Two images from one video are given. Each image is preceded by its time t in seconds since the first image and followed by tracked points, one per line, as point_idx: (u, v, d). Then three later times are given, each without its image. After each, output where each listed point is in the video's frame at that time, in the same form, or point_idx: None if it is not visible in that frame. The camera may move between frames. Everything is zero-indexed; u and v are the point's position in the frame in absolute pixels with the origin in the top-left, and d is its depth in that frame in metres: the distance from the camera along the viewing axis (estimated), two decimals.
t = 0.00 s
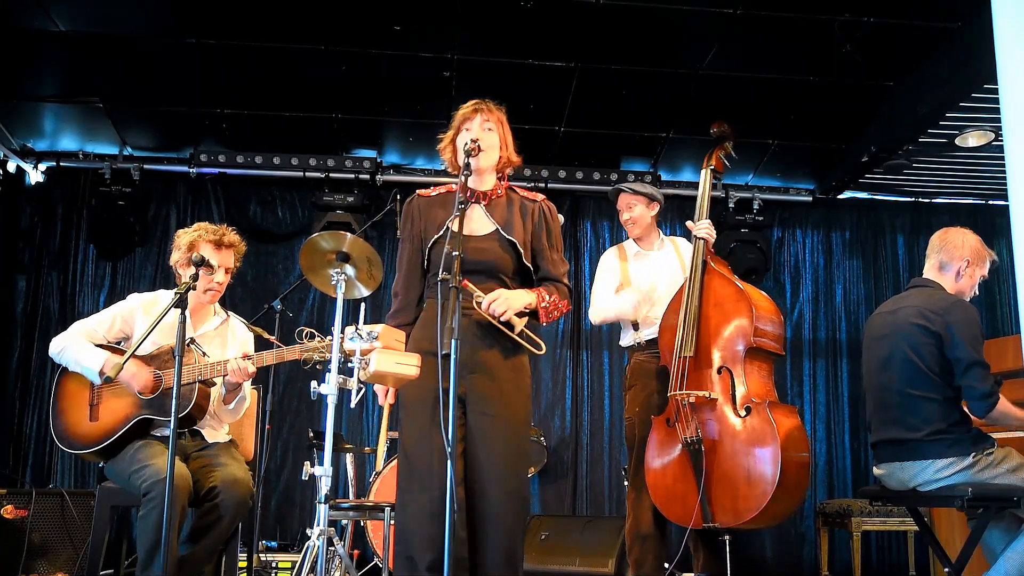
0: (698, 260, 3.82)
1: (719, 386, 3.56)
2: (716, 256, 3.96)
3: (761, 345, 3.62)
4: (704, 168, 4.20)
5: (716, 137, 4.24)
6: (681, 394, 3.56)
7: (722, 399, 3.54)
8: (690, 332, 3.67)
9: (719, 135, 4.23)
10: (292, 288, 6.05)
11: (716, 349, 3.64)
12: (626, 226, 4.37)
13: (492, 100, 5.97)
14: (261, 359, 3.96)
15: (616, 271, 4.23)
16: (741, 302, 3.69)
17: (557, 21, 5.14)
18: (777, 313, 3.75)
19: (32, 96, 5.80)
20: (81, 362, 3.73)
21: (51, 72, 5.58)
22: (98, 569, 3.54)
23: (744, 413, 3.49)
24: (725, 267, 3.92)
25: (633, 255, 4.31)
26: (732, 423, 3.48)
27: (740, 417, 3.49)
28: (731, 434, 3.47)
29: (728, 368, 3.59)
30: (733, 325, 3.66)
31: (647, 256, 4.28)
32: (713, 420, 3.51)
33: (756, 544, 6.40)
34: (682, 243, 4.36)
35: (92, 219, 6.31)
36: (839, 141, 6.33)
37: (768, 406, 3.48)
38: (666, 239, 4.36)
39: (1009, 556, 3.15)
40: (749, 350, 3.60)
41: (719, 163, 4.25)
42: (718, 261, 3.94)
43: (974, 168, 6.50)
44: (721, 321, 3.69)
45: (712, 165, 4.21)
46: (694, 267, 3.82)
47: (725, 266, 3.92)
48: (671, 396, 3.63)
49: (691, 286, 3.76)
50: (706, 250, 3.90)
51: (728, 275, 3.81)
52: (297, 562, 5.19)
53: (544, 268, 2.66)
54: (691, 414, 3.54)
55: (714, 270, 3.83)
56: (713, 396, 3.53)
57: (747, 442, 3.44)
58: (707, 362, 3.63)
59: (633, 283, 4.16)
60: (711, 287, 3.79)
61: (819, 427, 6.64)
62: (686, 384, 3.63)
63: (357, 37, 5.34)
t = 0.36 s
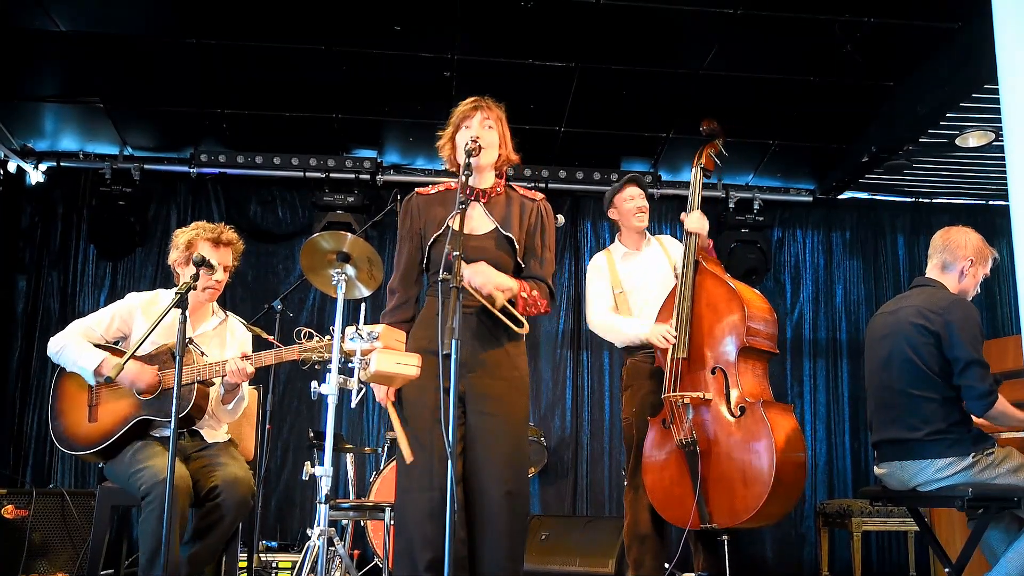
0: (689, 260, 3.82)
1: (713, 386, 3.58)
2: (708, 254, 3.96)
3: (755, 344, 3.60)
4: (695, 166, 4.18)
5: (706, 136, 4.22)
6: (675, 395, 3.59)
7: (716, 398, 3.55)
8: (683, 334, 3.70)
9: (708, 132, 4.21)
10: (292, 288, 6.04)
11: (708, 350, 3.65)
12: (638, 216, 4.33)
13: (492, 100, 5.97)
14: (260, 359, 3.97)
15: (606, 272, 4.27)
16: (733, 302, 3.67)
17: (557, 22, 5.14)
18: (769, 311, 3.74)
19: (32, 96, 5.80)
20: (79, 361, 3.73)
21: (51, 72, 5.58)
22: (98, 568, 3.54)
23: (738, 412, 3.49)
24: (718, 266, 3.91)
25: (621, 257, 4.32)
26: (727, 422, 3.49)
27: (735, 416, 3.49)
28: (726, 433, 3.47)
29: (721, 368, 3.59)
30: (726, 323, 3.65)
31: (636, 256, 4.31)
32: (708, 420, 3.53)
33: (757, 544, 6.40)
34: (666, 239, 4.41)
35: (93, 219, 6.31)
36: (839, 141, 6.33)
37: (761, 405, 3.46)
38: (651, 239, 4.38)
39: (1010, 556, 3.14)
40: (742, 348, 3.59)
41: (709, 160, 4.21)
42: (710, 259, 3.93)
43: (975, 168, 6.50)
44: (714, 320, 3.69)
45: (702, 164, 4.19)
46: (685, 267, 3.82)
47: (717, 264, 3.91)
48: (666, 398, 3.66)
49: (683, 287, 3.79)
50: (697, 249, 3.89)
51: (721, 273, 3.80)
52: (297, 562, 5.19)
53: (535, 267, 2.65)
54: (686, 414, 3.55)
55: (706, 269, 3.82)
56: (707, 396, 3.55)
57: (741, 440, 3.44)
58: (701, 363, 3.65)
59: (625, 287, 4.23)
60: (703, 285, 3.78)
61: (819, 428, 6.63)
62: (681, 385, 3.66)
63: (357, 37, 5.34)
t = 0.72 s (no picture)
0: (689, 260, 3.82)
1: (713, 386, 3.58)
2: (707, 255, 3.96)
3: (755, 343, 3.61)
4: (693, 166, 4.18)
5: (702, 136, 4.23)
6: (676, 395, 3.59)
7: (717, 399, 3.55)
8: (683, 333, 3.69)
9: (705, 132, 4.21)
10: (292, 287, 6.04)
11: (709, 349, 3.65)
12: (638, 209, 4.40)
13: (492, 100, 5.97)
14: (259, 357, 3.96)
15: (607, 277, 4.19)
16: (733, 301, 3.68)
17: (558, 22, 5.14)
18: (768, 312, 3.75)
19: (33, 96, 5.80)
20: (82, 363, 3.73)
21: (52, 72, 5.58)
22: (98, 568, 3.55)
23: (739, 412, 3.50)
24: (717, 266, 3.92)
25: (618, 260, 4.27)
26: (727, 421, 3.49)
27: (736, 415, 3.50)
28: (727, 432, 3.47)
29: (722, 368, 3.59)
30: (726, 323, 3.66)
31: (633, 259, 4.29)
32: (708, 420, 3.53)
33: (757, 544, 6.40)
34: (661, 242, 4.43)
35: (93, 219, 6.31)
36: (839, 141, 6.33)
37: (763, 405, 3.46)
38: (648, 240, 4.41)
39: (1010, 557, 3.14)
40: (742, 348, 3.59)
41: (707, 160, 4.21)
42: (710, 260, 3.93)
43: (975, 168, 6.50)
44: (714, 320, 3.69)
45: (700, 164, 4.19)
46: (685, 266, 3.82)
47: (716, 264, 3.91)
48: (666, 398, 3.66)
49: (683, 286, 3.78)
50: (696, 249, 3.89)
51: (720, 272, 3.80)
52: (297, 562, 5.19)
53: (536, 265, 2.66)
54: (686, 414, 3.55)
55: (706, 269, 3.82)
56: (708, 396, 3.54)
57: (742, 440, 3.45)
58: (701, 363, 3.64)
59: (626, 289, 4.19)
60: (702, 285, 3.78)
61: (819, 428, 6.63)
62: (681, 386, 3.65)
63: (357, 37, 5.33)
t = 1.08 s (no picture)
0: (690, 260, 3.82)
1: (714, 386, 3.57)
2: (709, 256, 3.96)
3: (756, 344, 3.62)
4: (696, 167, 4.19)
5: (705, 137, 4.22)
6: (677, 395, 3.57)
7: (718, 399, 3.54)
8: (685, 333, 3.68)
9: (707, 134, 4.20)
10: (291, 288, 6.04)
11: (711, 349, 3.64)
12: (635, 209, 4.36)
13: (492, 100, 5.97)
14: (259, 358, 3.96)
15: (607, 274, 4.17)
16: (735, 301, 3.69)
17: (558, 22, 5.13)
18: (770, 312, 3.75)
19: (33, 96, 5.80)
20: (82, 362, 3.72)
21: (52, 72, 5.58)
22: (98, 568, 3.55)
23: (741, 413, 3.50)
24: (718, 267, 3.92)
25: (619, 258, 4.25)
26: (729, 421, 3.49)
27: (737, 416, 3.49)
28: (728, 433, 3.48)
29: (724, 368, 3.59)
30: (728, 324, 3.66)
31: (633, 259, 4.28)
32: (710, 421, 3.52)
33: (757, 544, 6.40)
34: (660, 242, 4.44)
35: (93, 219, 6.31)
36: (839, 141, 6.33)
37: (765, 406, 3.47)
38: (646, 242, 4.40)
39: (1009, 557, 3.14)
40: (744, 349, 3.59)
41: (708, 161, 4.22)
42: (712, 261, 3.93)
43: (975, 168, 6.50)
44: (715, 321, 3.69)
45: (702, 165, 4.20)
46: (687, 267, 3.82)
47: (718, 265, 3.91)
48: (667, 398, 3.64)
49: (685, 287, 3.78)
50: (697, 250, 3.89)
51: (722, 273, 3.80)
52: (296, 562, 5.19)
53: (537, 266, 2.66)
54: (688, 414, 3.54)
55: (708, 269, 3.82)
56: (709, 396, 3.54)
57: (743, 440, 3.45)
58: (703, 363, 3.64)
59: (626, 288, 4.18)
60: (704, 286, 3.78)
61: (819, 428, 6.63)
62: (683, 386, 3.65)
63: (357, 37, 5.33)
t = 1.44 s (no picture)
0: (686, 261, 3.82)
1: (711, 386, 3.57)
2: (706, 257, 3.96)
3: (752, 344, 3.62)
4: (692, 168, 4.18)
5: (702, 138, 4.23)
6: (674, 396, 3.57)
7: (715, 399, 3.54)
8: (682, 334, 3.68)
9: (703, 135, 4.21)
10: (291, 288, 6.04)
11: (707, 350, 3.64)
12: (633, 212, 4.33)
13: (492, 100, 5.97)
14: (259, 357, 3.95)
15: (604, 271, 4.28)
16: (730, 302, 3.68)
17: (557, 22, 5.13)
18: (766, 312, 3.75)
19: (32, 96, 5.80)
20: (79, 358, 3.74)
21: (51, 72, 5.58)
22: (98, 568, 3.55)
23: (737, 413, 3.49)
24: (715, 267, 3.92)
25: (618, 255, 4.33)
26: (725, 421, 3.48)
27: (733, 416, 3.49)
28: (725, 433, 3.47)
29: (719, 368, 3.59)
30: (723, 324, 3.66)
31: (633, 256, 4.33)
32: (706, 421, 3.52)
33: (757, 544, 6.40)
34: (659, 241, 4.42)
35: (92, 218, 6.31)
36: (839, 141, 6.33)
37: (760, 406, 3.47)
38: (645, 241, 4.41)
39: (1008, 557, 3.14)
40: (740, 349, 3.59)
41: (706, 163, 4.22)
42: (708, 261, 3.93)
43: (975, 168, 6.50)
44: (712, 321, 3.69)
45: (698, 166, 4.20)
46: (683, 267, 3.82)
47: (714, 265, 3.91)
48: (664, 399, 3.65)
49: (681, 288, 3.78)
50: (694, 251, 3.90)
51: (718, 273, 3.80)
52: (296, 562, 5.19)
53: (537, 264, 2.66)
54: (684, 414, 3.54)
55: (703, 270, 3.82)
56: (706, 396, 3.54)
57: (740, 440, 3.44)
58: (699, 363, 3.64)
59: (623, 285, 4.21)
60: (700, 287, 3.78)
61: (819, 427, 6.63)
62: (679, 386, 3.65)
63: (356, 37, 5.33)
